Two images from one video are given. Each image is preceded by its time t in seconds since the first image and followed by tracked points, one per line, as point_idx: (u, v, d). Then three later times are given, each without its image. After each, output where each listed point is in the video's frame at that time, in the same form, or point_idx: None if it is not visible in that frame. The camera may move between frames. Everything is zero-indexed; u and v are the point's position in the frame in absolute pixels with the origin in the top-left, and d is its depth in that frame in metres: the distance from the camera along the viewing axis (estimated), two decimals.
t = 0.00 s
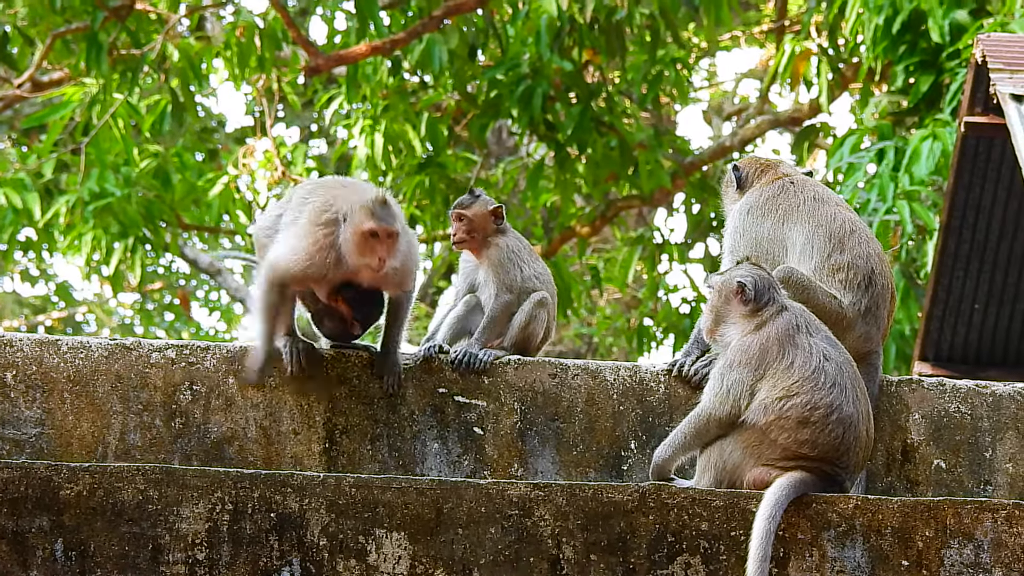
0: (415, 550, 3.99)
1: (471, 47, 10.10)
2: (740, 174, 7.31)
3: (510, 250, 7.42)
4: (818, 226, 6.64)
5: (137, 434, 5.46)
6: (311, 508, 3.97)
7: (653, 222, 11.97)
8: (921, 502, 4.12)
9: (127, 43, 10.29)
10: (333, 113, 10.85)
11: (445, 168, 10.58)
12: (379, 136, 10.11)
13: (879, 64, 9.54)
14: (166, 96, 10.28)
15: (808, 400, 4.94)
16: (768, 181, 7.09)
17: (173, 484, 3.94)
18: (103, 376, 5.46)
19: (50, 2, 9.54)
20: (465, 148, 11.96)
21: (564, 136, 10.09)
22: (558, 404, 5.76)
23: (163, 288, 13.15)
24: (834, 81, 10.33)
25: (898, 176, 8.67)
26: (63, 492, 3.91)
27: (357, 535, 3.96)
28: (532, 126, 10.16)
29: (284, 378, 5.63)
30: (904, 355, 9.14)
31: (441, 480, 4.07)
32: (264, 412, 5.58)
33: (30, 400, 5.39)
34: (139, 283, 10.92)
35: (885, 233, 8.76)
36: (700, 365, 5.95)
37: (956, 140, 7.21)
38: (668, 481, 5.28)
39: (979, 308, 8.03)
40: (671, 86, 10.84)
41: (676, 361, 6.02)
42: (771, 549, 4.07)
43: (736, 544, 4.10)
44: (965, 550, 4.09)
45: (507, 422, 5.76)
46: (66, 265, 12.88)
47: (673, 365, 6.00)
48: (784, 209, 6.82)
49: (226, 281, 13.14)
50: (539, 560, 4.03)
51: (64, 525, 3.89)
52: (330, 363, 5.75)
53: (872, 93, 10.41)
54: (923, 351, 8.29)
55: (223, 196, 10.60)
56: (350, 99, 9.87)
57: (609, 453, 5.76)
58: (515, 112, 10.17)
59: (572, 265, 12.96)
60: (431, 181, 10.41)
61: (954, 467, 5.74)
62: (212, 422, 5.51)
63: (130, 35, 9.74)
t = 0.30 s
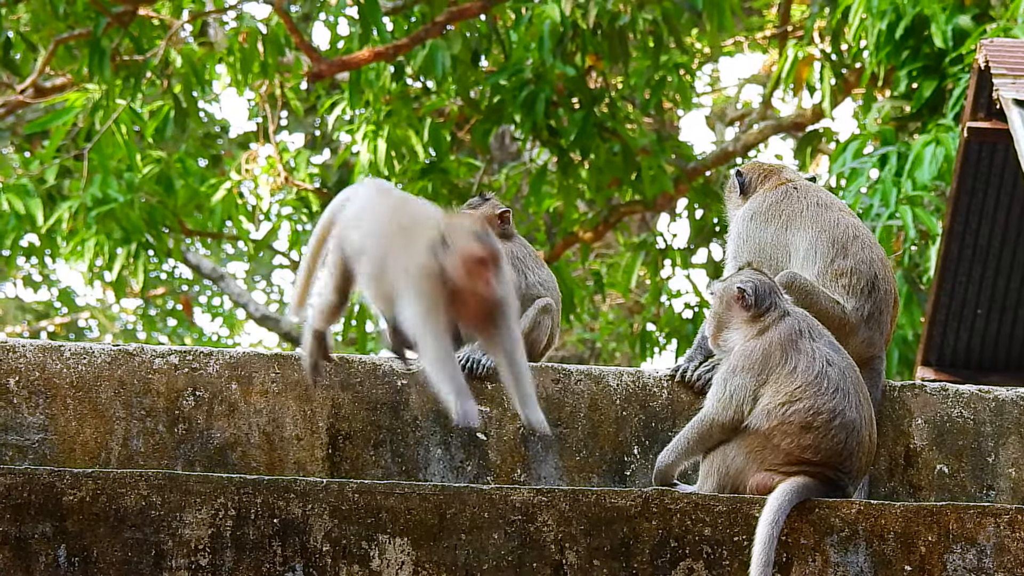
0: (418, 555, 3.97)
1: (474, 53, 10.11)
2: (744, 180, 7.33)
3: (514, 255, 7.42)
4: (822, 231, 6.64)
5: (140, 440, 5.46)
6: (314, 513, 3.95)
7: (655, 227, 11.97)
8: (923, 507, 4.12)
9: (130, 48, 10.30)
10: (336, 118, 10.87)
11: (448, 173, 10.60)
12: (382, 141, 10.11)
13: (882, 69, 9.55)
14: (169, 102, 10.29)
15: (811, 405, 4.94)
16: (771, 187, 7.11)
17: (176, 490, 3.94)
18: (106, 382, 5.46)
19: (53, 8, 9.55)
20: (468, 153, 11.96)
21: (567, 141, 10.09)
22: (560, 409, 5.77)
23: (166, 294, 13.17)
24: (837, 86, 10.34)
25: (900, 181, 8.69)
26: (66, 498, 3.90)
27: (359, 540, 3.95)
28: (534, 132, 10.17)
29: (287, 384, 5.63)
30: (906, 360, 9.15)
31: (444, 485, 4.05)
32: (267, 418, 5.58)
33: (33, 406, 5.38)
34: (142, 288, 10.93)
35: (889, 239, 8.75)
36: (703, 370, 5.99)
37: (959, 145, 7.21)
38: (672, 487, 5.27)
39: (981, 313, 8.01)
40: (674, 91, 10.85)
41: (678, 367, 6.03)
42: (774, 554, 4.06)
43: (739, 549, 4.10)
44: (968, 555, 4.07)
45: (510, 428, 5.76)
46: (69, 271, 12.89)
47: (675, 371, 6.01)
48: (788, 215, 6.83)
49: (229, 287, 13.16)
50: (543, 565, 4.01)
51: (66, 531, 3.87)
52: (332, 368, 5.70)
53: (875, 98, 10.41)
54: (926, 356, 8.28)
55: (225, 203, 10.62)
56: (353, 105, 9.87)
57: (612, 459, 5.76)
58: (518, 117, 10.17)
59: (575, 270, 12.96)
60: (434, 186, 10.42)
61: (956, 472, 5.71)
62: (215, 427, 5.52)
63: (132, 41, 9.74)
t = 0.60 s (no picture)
0: (418, 559, 3.97)
1: (475, 57, 10.11)
2: (753, 180, 7.29)
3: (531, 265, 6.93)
4: (823, 236, 6.64)
5: (140, 443, 5.46)
6: (314, 517, 3.95)
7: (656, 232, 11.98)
8: (924, 512, 4.11)
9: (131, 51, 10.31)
10: (337, 122, 10.88)
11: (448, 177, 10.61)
12: (382, 145, 10.11)
13: (882, 74, 9.56)
14: (170, 105, 10.29)
15: (812, 410, 4.94)
16: (776, 191, 7.10)
17: (176, 493, 3.93)
18: (106, 385, 5.48)
19: (53, 11, 9.56)
20: (469, 158, 11.97)
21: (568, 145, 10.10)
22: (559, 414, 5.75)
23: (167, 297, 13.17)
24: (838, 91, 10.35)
25: (901, 186, 8.72)
26: (66, 501, 3.89)
27: (359, 544, 3.94)
28: (535, 136, 10.18)
29: (287, 387, 5.64)
30: (907, 366, 9.15)
31: (444, 489, 4.05)
32: (267, 421, 5.58)
33: (33, 409, 5.39)
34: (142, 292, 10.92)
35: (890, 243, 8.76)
36: (704, 375, 5.95)
37: (960, 150, 7.22)
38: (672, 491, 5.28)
39: (982, 318, 8.01)
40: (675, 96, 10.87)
41: (679, 372, 6.03)
42: (774, 559, 4.06)
43: (739, 554, 4.10)
44: (968, 560, 4.07)
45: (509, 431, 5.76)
46: (70, 274, 12.89)
47: (676, 376, 6.02)
48: (791, 218, 6.83)
49: (229, 291, 13.17)
50: (542, 569, 3.99)
51: (66, 534, 3.86)
52: (332, 372, 5.69)
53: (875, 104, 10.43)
54: (926, 361, 8.26)
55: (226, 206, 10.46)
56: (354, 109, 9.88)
57: (613, 463, 5.75)
58: (518, 121, 10.18)
59: (575, 275, 12.96)
60: (435, 190, 10.43)
61: (956, 477, 5.71)
62: (215, 431, 5.52)
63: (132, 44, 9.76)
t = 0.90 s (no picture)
0: (416, 561, 3.96)
1: (473, 59, 10.12)
2: (767, 180, 7.19)
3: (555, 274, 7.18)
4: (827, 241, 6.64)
5: (138, 445, 5.46)
6: (313, 519, 3.95)
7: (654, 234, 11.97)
8: (922, 515, 4.11)
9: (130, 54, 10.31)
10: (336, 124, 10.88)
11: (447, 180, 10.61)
12: (381, 148, 10.13)
13: (881, 77, 9.57)
14: (169, 107, 10.27)
15: (810, 412, 4.94)
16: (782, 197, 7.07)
17: (175, 495, 3.92)
18: (104, 387, 5.47)
19: (53, 13, 9.56)
20: (467, 160, 11.98)
21: (567, 148, 10.11)
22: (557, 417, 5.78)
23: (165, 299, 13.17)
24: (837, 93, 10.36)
25: (899, 189, 8.72)
26: (64, 504, 3.88)
27: (358, 546, 3.94)
28: (535, 138, 10.18)
29: (285, 390, 5.63)
30: (905, 368, 9.16)
31: (443, 491, 4.04)
32: (265, 423, 5.58)
33: (31, 411, 5.38)
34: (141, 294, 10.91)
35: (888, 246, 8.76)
36: (701, 377, 5.96)
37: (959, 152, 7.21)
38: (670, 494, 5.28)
39: (980, 321, 8.01)
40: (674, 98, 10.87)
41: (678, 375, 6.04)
42: (772, 561, 4.06)
43: (737, 556, 4.09)
44: (966, 563, 4.07)
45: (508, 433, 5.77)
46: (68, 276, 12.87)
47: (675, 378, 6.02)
48: (796, 225, 6.83)
49: (227, 293, 13.17)
50: (540, 572, 3.99)
51: (65, 536, 3.86)
52: (332, 374, 5.70)
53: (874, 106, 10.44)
54: (924, 363, 8.27)
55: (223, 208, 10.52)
56: (353, 112, 9.88)
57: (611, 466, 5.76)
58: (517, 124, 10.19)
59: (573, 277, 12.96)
60: (434, 193, 10.43)
61: (955, 480, 5.71)
62: (213, 433, 5.51)
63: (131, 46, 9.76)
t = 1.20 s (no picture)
0: (416, 562, 3.95)
1: (473, 60, 10.14)
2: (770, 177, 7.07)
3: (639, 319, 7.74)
4: (829, 243, 6.61)
5: (137, 447, 5.46)
6: (312, 521, 3.93)
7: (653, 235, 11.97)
8: (922, 516, 4.10)
9: (129, 55, 10.31)
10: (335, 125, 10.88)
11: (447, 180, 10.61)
12: (381, 148, 10.14)
13: (881, 77, 9.57)
14: (168, 108, 10.26)
15: (812, 412, 4.95)
16: (784, 198, 6.98)
17: (174, 497, 3.92)
18: (104, 388, 5.47)
19: (52, 14, 9.56)
20: (467, 161, 11.98)
21: (567, 149, 10.11)
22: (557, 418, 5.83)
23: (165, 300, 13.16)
24: (836, 94, 10.35)
25: (899, 190, 8.71)
26: (64, 505, 3.87)
27: (357, 547, 3.93)
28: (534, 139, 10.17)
29: (285, 391, 5.63)
30: (905, 369, 9.16)
31: (443, 493, 4.03)
32: (265, 425, 5.57)
33: (31, 412, 5.37)
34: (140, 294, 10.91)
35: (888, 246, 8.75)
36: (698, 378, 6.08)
37: (959, 152, 7.21)
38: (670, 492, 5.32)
39: (980, 321, 8.00)
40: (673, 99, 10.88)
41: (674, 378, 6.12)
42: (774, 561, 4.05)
43: (737, 558, 4.10)
44: (966, 564, 4.07)
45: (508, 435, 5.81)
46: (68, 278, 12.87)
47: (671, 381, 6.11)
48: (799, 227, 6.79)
49: (227, 294, 13.17)
50: (541, 572, 3.99)
51: (64, 538, 3.85)
52: (331, 375, 5.70)
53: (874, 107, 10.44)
54: (924, 364, 8.25)
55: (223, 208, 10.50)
56: (353, 113, 9.88)
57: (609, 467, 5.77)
58: (517, 124, 10.19)
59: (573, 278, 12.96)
60: (433, 194, 10.43)
61: (954, 480, 5.70)
62: (213, 435, 5.51)
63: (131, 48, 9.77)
